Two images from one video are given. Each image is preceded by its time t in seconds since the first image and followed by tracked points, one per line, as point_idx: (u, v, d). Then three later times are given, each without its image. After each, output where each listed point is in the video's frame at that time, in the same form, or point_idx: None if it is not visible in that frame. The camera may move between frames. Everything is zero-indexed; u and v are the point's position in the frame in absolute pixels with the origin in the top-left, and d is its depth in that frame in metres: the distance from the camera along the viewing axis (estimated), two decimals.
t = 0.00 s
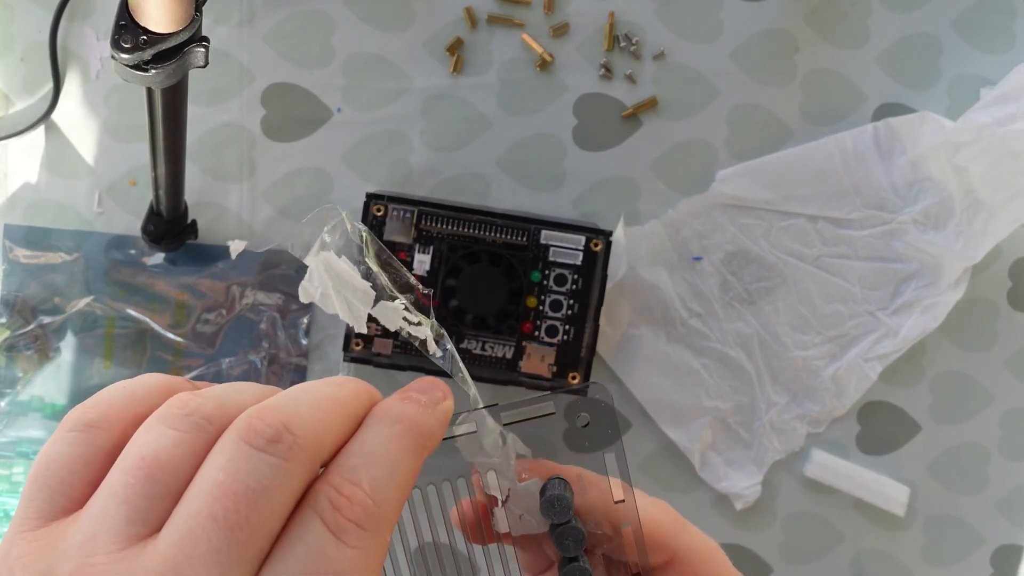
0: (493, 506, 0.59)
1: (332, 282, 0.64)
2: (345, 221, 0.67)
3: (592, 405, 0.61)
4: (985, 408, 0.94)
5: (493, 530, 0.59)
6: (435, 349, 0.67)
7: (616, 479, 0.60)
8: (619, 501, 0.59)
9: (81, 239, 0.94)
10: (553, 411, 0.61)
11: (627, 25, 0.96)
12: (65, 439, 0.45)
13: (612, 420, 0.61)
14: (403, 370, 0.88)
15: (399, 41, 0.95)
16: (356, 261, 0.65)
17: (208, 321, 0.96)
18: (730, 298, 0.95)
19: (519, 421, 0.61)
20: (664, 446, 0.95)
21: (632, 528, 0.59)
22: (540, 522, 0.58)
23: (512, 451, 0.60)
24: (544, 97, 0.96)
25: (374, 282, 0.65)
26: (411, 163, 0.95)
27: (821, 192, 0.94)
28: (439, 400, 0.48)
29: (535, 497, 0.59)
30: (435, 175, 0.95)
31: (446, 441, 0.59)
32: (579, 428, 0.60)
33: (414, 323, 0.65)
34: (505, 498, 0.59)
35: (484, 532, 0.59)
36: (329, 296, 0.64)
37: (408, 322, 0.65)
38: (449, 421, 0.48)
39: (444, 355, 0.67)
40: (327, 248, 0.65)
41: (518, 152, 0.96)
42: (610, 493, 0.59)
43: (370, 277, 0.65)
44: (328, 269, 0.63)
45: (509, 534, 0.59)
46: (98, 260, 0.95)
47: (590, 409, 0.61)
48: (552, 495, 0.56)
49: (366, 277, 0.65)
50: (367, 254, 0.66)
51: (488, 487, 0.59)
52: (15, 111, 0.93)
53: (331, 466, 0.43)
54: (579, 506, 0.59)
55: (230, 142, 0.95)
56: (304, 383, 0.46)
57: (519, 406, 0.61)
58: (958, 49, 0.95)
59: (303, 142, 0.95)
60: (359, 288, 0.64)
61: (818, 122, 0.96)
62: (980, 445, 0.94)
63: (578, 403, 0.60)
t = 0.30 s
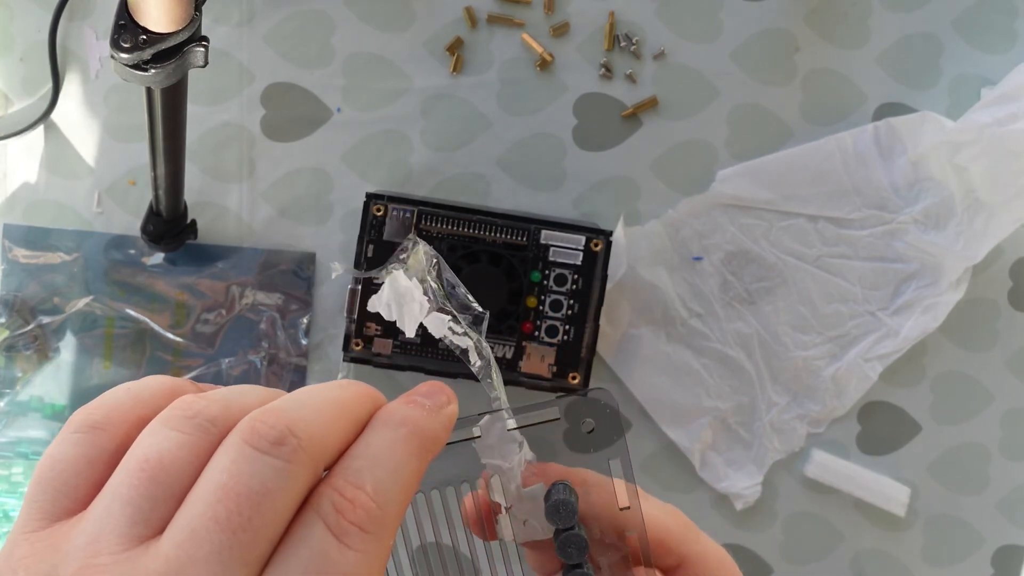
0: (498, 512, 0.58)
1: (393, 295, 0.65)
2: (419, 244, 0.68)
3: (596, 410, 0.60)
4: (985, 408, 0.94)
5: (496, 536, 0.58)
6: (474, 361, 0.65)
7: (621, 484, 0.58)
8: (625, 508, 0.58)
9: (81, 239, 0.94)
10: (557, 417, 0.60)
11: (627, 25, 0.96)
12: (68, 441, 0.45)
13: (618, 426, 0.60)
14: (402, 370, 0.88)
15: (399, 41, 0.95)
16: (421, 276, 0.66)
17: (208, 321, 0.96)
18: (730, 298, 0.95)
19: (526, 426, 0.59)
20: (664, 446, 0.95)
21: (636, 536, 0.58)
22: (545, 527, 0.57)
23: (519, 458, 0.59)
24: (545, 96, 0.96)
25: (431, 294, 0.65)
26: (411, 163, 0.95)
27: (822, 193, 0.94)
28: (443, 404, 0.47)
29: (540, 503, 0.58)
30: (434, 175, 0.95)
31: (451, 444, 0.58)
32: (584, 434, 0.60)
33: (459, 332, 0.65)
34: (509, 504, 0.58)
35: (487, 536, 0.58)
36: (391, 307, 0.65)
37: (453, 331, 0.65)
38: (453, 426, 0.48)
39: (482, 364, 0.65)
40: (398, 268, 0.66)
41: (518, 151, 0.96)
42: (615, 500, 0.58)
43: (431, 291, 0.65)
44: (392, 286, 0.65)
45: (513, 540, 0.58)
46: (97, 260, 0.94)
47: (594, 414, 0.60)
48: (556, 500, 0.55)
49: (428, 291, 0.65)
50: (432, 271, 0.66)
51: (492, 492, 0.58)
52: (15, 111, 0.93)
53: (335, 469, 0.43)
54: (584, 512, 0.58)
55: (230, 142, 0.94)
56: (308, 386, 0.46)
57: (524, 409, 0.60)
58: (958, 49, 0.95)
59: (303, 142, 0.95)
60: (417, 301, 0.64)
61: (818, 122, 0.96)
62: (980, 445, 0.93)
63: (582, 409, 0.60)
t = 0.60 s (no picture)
0: (502, 519, 0.58)
1: (383, 297, 0.63)
2: (407, 246, 0.67)
3: (600, 417, 0.59)
4: (985, 408, 0.94)
5: (501, 543, 0.58)
6: (470, 365, 0.65)
7: (626, 491, 0.58)
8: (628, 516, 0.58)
9: (81, 239, 0.94)
10: (561, 423, 0.60)
11: (627, 25, 0.96)
12: (74, 447, 0.45)
13: (622, 434, 0.59)
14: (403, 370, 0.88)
15: (399, 41, 0.95)
16: (411, 279, 0.65)
17: (208, 321, 0.96)
18: (730, 298, 0.95)
19: (529, 434, 0.59)
20: (664, 446, 0.95)
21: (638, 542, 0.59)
22: (549, 535, 0.56)
23: (522, 465, 0.58)
24: (545, 96, 0.96)
25: (422, 297, 0.65)
26: (411, 163, 0.95)
27: (823, 194, 0.94)
28: (449, 412, 0.48)
29: (544, 510, 0.57)
30: (434, 175, 0.95)
31: (455, 451, 0.58)
32: (588, 442, 0.59)
33: (453, 337, 0.65)
34: (513, 511, 0.58)
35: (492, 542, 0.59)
36: (381, 309, 0.63)
37: (447, 336, 0.65)
38: (460, 433, 0.48)
39: (477, 368, 0.65)
40: (386, 269, 0.65)
41: (518, 152, 0.96)
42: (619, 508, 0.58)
43: (421, 293, 0.65)
44: (381, 286, 0.63)
45: (517, 547, 0.58)
46: (97, 260, 0.94)
47: (599, 421, 0.59)
48: (562, 508, 0.55)
49: (419, 294, 0.64)
50: (422, 274, 0.66)
51: (496, 499, 0.58)
52: (15, 111, 0.93)
53: (343, 477, 0.43)
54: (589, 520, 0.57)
55: (230, 142, 0.94)
56: (315, 393, 0.46)
57: (527, 417, 0.60)
58: (958, 49, 0.95)
59: (303, 142, 0.95)
60: (408, 303, 0.63)
61: (818, 122, 0.96)
62: (980, 445, 0.93)
63: (585, 416, 0.59)
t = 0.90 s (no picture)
0: (501, 515, 0.58)
1: (381, 295, 0.62)
2: (404, 242, 0.66)
3: (598, 410, 0.60)
4: (985, 408, 0.94)
5: (500, 541, 0.58)
6: (470, 361, 0.66)
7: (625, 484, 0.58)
8: (628, 509, 0.58)
9: (81, 239, 0.94)
10: (559, 418, 0.60)
11: (627, 25, 0.96)
12: (66, 447, 0.45)
13: (621, 428, 0.60)
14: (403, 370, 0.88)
15: (399, 41, 0.95)
16: (408, 275, 0.64)
17: (208, 321, 0.96)
18: (730, 298, 0.95)
19: (528, 428, 0.59)
20: (664, 446, 0.95)
21: (641, 538, 0.57)
22: (549, 530, 0.57)
23: (521, 460, 0.58)
24: (545, 96, 0.96)
25: (421, 294, 0.64)
26: (411, 163, 0.95)
27: (822, 194, 0.94)
28: (446, 408, 0.47)
29: (542, 505, 0.58)
30: (434, 175, 0.95)
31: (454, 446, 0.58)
32: (587, 435, 0.60)
33: (453, 332, 0.65)
34: (512, 506, 0.58)
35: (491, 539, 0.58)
36: (380, 307, 0.62)
37: (448, 331, 0.65)
38: (456, 429, 0.48)
39: (477, 364, 0.66)
40: (384, 267, 0.63)
41: (519, 152, 0.96)
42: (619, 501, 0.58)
43: (419, 290, 0.64)
44: (379, 284, 0.62)
45: (517, 544, 0.58)
46: (98, 260, 0.94)
47: (596, 416, 0.60)
48: (562, 499, 0.55)
49: (417, 291, 0.64)
50: (419, 269, 0.65)
51: (495, 494, 0.58)
52: (15, 111, 0.93)
53: (337, 474, 0.43)
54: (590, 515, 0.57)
55: (230, 142, 0.94)
56: (309, 390, 0.46)
57: (525, 412, 0.60)
58: (958, 49, 0.95)
59: (303, 142, 0.95)
60: (407, 301, 0.62)
61: (818, 122, 0.96)
62: (980, 445, 0.93)
63: (583, 410, 0.60)
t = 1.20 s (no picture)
0: (501, 517, 0.58)
1: (394, 296, 0.64)
2: (421, 243, 0.67)
3: (600, 412, 0.59)
4: (985, 408, 0.94)
5: (500, 542, 0.58)
6: (477, 364, 0.65)
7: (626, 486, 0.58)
8: (629, 512, 0.57)
9: (80, 239, 0.94)
10: (560, 420, 0.59)
11: (627, 25, 0.96)
12: (64, 451, 0.45)
13: (623, 431, 0.59)
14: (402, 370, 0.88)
15: (399, 41, 0.95)
16: (423, 277, 0.65)
17: (208, 321, 0.96)
18: (730, 298, 0.95)
19: (529, 430, 0.59)
20: (664, 446, 0.95)
21: (640, 540, 0.57)
22: (549, 533, 0.57)
23: (523, 462, 0.58)
24: (545, 96, 0.96)
25: (433, 296, 0.65)
26: (411, 163, 0.95)
27: (822, 194, 0.94)
28: (446, 409, 0.48)
29: (543, 508, 0.57)
30: (434, 175, 0.95)
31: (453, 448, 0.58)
32: (588, 438, 0.59)
33: (461, 335, 0.65)
34: (512, 509, 0.58)
35: (491, 541, 0.58)
36: (392, 307, 0.64)
37: (456, 334, 0.65)
38: (457, 431, 0.48)
39: (484, 367, 0.65)
40: (399, 268, 0.65)
41: (518, 152, 0.96)
42: (619, 502, 0.58)
43: (432, 292, 0.65)
44: (394, 286, 0.63)
45: (516, 546, 0.58)
46: (97, 260, 0.94)
47: (597, 417, 0.59)
48: (563, 501, 0.55)
49: (430, 292, 0.64)
50: (433, 271, 0.66)
51: (496, 496, 0.58)
52: (15, 111, 0.93)
53: (338, 478, 0.43)
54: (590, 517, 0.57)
55: (230, 142, 0.94)
56: (309, 393, 0.46)
57: (526, 413, 0.60)
58: (958, 49, 0.95)
59: (302, 142, 0.95)
60: (419, 302, 0.63)
61: (818, 122, 0.96)
62: (980, 445, 0.93)
63: (585, 412, 0.59)
